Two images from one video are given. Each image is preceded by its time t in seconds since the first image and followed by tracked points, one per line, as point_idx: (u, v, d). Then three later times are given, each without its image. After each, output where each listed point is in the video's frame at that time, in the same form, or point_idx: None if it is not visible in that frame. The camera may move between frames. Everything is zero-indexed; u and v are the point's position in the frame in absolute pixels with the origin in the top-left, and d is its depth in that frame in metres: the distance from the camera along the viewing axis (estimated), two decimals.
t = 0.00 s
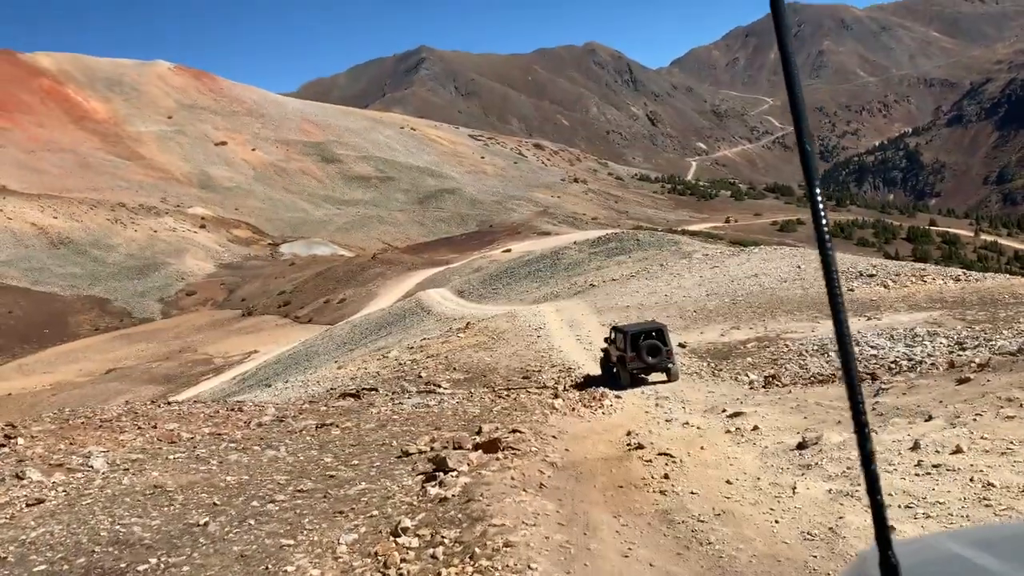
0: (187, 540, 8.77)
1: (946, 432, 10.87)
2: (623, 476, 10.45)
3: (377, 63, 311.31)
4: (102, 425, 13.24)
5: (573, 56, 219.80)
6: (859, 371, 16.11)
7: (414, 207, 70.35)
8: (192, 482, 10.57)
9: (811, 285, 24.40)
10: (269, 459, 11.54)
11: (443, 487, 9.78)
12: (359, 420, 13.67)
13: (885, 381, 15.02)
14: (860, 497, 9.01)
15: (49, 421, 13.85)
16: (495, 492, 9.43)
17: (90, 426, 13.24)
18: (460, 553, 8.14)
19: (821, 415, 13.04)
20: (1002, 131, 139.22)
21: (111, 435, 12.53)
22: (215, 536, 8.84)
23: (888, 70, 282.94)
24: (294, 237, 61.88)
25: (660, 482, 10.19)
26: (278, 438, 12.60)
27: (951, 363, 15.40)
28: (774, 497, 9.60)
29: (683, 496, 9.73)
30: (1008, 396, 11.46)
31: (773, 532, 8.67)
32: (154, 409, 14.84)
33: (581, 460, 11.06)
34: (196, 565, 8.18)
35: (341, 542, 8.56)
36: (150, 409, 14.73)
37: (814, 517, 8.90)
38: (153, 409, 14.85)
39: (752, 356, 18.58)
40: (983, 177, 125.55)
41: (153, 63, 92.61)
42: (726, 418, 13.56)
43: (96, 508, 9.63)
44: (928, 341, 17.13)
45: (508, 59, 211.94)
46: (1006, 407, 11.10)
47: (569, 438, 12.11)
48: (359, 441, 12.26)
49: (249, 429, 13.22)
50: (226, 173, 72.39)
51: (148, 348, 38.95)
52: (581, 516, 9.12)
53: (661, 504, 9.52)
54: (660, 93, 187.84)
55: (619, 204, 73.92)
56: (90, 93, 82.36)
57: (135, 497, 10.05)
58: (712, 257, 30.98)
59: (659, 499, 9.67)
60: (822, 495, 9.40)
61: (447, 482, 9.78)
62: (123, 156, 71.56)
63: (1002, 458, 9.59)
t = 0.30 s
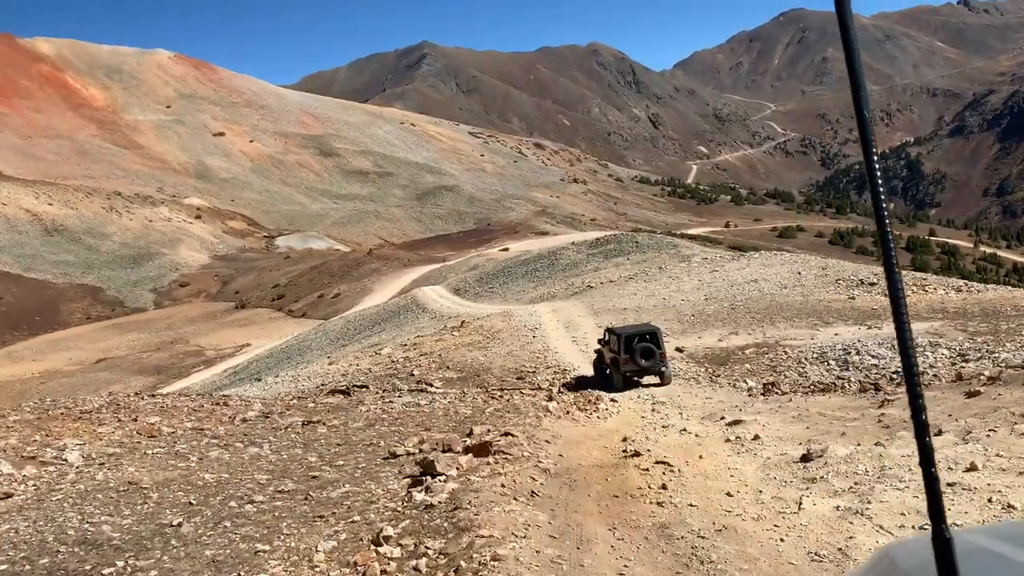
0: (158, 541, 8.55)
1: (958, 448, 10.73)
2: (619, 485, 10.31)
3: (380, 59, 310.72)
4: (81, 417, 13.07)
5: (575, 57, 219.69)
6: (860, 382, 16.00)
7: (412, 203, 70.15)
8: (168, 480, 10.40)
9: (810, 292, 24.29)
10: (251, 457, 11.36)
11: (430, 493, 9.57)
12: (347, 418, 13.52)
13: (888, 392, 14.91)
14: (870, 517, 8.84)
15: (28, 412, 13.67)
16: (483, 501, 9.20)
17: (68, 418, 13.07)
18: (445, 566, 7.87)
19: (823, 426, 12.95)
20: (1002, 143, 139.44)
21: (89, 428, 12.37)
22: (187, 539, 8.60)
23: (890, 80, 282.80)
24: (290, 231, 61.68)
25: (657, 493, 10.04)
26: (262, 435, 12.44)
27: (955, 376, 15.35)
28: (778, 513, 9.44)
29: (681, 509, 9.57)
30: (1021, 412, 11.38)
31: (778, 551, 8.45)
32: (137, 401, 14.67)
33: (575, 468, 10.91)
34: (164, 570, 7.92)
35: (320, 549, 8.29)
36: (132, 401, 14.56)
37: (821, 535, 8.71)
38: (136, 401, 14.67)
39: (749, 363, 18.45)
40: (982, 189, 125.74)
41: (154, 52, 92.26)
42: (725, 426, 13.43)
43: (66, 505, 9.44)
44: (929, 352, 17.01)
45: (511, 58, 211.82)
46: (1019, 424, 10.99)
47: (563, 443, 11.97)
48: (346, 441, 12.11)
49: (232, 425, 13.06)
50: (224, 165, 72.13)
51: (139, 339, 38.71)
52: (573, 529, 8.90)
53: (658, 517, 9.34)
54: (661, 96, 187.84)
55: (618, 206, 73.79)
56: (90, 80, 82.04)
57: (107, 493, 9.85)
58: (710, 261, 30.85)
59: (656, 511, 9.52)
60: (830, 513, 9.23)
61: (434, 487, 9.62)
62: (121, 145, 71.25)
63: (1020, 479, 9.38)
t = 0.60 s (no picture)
0: (120, 535, 8.42)
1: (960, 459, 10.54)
2: (606, 488, 10.19)
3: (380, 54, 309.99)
4: (56, 403, 12.91)
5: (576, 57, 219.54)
6: (855, 389, 15.93)
7: (409, 199, 69.95)
8: (139, 470, 10.28)
9: (805, 298, 24.24)
10: (228, 449, 11.23)
11: (408, 492, 9.38)
12: (330, 412, 13.41)
13: (885, 400, 14.86)
14: (867, 528, 8.69)
15: (4, 397, 13.54)
16: (462, 502, 9.01)
17: (44, 403, 12.92)
18: (418, 570, 7.64)
19: (818, 433, 12.90)
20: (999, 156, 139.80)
21: (63, 415, 12.22)
22: (150, 534, 8.47)
23: (890, 89, 283.17)
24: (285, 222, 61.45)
25: (645, 498, 9.92)
26: (242, 427, 12.30)
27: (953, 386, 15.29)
28: (772, 522, 9.31)
29: (670, 515, 9.44)
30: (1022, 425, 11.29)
31: (771, 563, 8.30)
32: (116, 389, 14.52)
33: (560, 469, 10.80)
34: (123, 566, 7.76)
35: (287, 548, 8.09)
36: (112, 389, 14.41)
37: (815, 547, 8.55)
38: (116, 388, 14.52)
39: (742, 367, 18.37)
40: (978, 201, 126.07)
41: (154, 39, 91.82)
42: (718, 430, 13.34)
43: (30, 494, 9.32)
44: (924, 361, 16.95)
45: (512, 57, 211.61)
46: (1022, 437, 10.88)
47: (550, 443, 11.87)
48: (327, 435, 11.98)
49: (211, 415, 12.94)
50: (221, 155, 71.86)
51: (130, 326, 38.51)
52: (556, 535, 8.73)
53: (646, 523, 9.21)
54: (661, 99, 187.83)
55: (615, 207, 73.73)
56: (88, 66, 81.64)
57: (74, 484, 9.72)
58: (706, 264, 30.76)
59: (642, 517, 9.40)
60: (826, 524, 9.08)
61: (412, 485, 9.46)
62: (118, 131, 70.93)
63: None
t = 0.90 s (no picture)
0: (64, 550, 8.13)
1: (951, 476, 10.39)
2: (582, 503, 10.08)
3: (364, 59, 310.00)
4: (16, 407, 12.60)
5: (561, 66, 220.40)
6: (834, 400, 15.93)
7: (392, 203, 69.77)
8: (93, 478, 10.01)
9: (784, 307, 24.34)
10: (191, 456, 11.01)
11: (372, 505, 9.17)
12: (300, 418, 13.22)
13: (866, 412, 14.91)
14: (852, 549, 8.54)
15: None
16: (429, 518, 8.81)
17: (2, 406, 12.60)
18: None
19: (799, 445, 12.88)
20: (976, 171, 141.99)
21: (21, 419, 11.92)
22: (96, 548, 8.18)
23: (869, 103, 286.45)
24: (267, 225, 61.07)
25: (622, 513, 9.83)
26: (207, 433, 12.08)
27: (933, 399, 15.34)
28: (753, 541, 9.19)
29: (648, 532, 9.35)
30: (1012, 440, 11.28)
31: None
32: (82, 392, 14.21)
33: (534, 481, 10.68)
34: None
35: (242, 566, 7.86)
36: (77, 392, 14.12)
37: (795, 567, 8.45)
38: (81, 391, 14.22)
39: (722, 375, 18.40)
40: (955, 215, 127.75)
41: (136, 40, 91.11)
42: (697, 440, 13.27)
43: None
44: (903, 372, 17.08)
45: (497, 64, 212.02)
46: (1011, 454, 10.85)
47: (526, 453, 11.76)
48: (295, 442, 11.80)
49: (176, 420, 12.71)
50: (203, 156, 71.32)
51: (107, 328, 37.98)
52: (527, 553, 8.58)
53: (621, 541, 9.12)
54: (645, 109, 188.92)
55: (597, 215, 73.91)
56: (69, 65, 80.79)
57: (21, 492, 9.41)
58: (687, 272, 30.89)
59: (618, 534, 9.30)
60: (811, 545, 8.93)
61: (377, 498, 9.27)
62: (98, 131, 70.22)
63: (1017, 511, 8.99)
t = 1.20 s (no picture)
0: None
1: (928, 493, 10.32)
2: (546, 516, 9.97)
3: (337, 56, 307.92)
4: None
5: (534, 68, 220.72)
6: (804, 409, 16.00)
7: (361, 202, 69.22)
8: (26, 485, 9.62)
9: (752, 314, 24.47)
10: (134, 461, 10.65)
11: (319, 519, 8.87)
12: (254, 420, 12.92)
13: (835, 422, 14.99)
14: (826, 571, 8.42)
15: None
16: (379, 534, 8.53)
17: None
18: None
19: (769, 456, 12.87)
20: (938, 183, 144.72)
21: None
22: (18, 564, 7.78)
23: (837, 113, 290.76)
24: (233, 222, 60.23)
25: (586, 528, 9.73)
26: (155, 435, 11.72)
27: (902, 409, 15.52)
28: (725, 561, 9.09)
29: (614, 549, 9.25)
30: (990, 454, 11.33)
31: None
32: (27, 389, 13.73)
33: (496, 492, 10.52)
34: None
35: None
36: (22, 389, 13.64)
37: None
38: (26, 388, 13.73)
39: (689, 381, 18.39)
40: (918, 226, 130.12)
41: (103, 30, 89.35)
42: (665, 449, 13.21)
43: None
44: (870, 381, 17.23)
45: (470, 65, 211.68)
46: (989, 470, 10.82)
47: (489, 462, 11.61)
48: (246, 447, 11.49)
49: (122, 422, 12.32)
50: (169, 150, 70.16)
51: (65, 322, 37.08)
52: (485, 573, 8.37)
53: (586, 558, 9.00)
54: (616, 114, 189.91)
55: (567, 218, 73.98)
56: (32, 53, 78.99)
57: None
58: (656, 277, 30.96)
59: (583, 551, 9.18)
60: (785, 565, 8.80)
61: (325, 511, 9.00)
62: (61, 121, 68.73)
63: (997, 530, 8.91)
